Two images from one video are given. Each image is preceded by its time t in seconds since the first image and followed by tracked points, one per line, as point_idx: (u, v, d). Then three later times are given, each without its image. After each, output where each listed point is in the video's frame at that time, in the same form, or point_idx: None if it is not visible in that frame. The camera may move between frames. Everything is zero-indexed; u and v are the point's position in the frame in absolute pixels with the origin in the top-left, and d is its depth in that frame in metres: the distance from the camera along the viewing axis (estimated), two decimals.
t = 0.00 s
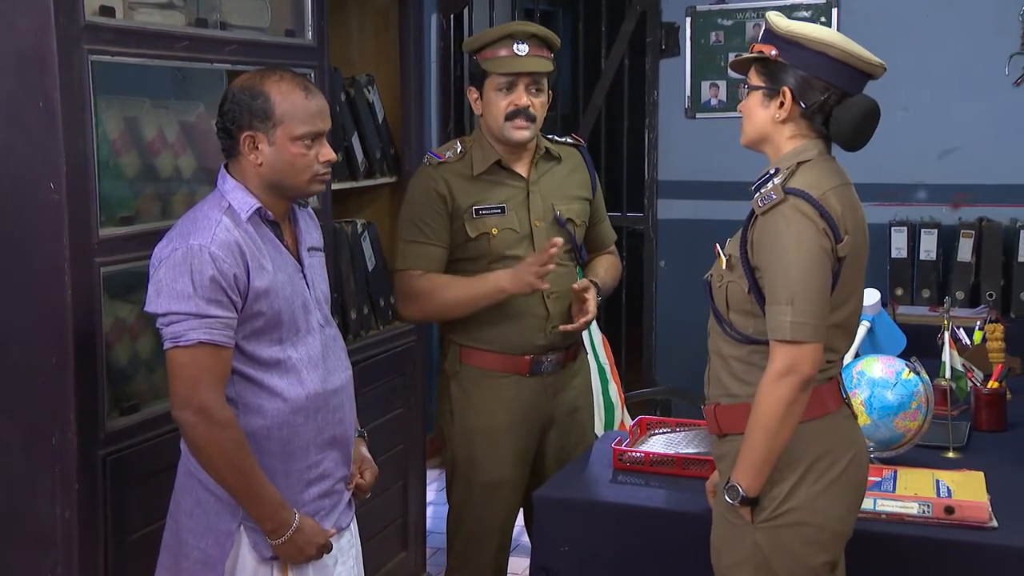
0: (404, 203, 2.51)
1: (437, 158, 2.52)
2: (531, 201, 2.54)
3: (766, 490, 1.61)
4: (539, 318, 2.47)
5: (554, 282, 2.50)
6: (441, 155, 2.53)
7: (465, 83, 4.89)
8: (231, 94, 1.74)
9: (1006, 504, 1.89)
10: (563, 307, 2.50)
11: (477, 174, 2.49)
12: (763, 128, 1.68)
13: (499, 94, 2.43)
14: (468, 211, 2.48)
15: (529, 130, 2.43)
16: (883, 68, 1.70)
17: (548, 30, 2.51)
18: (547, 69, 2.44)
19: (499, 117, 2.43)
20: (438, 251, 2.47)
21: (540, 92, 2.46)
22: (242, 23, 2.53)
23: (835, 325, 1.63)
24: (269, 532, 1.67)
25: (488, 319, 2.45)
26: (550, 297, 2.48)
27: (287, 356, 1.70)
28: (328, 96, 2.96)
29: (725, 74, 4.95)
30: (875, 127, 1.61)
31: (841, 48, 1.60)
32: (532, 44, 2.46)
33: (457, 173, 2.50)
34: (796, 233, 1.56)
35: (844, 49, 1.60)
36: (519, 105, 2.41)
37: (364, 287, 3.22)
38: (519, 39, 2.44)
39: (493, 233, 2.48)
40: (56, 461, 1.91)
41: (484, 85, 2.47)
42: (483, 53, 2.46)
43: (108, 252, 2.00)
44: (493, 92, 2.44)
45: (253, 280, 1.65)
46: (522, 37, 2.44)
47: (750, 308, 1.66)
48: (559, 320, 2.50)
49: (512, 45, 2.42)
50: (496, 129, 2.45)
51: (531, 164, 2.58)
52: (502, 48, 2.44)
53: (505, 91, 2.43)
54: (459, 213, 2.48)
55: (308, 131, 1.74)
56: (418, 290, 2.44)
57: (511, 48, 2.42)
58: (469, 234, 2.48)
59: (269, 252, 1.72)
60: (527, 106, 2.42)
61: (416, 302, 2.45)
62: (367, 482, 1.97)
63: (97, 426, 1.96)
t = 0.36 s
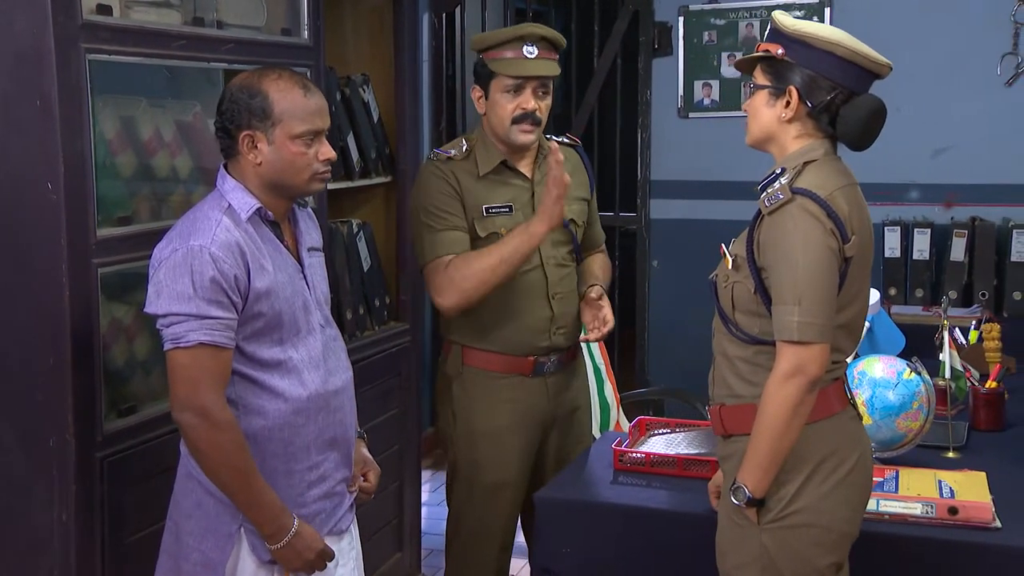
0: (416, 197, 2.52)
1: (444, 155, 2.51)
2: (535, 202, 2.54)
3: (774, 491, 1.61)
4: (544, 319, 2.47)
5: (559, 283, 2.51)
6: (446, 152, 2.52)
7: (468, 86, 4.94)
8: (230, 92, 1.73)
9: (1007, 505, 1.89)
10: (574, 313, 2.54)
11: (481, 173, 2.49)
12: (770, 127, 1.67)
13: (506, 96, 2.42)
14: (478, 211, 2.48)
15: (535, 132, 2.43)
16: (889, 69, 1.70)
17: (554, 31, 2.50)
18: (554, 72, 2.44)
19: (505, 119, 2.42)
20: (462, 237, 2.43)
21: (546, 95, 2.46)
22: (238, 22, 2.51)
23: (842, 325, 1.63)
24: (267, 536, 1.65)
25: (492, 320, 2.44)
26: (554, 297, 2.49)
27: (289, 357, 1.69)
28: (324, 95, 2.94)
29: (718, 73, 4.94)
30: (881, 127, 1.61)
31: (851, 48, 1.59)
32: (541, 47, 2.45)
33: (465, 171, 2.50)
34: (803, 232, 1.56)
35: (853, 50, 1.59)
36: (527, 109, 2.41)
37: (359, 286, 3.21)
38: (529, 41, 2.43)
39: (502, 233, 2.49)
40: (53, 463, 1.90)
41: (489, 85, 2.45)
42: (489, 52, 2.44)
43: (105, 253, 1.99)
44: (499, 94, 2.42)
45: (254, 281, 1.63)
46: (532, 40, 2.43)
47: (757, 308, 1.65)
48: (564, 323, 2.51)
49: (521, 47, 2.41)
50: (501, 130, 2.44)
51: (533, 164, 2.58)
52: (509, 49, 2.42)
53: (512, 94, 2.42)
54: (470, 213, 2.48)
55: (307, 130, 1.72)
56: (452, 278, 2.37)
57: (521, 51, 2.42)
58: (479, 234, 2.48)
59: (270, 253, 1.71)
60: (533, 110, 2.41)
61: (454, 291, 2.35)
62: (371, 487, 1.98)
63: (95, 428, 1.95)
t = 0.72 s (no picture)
0: (415, 200, 2.51)
1: (446, 156, 2.50)
2: (537, 203, 2.53)
3: (782, 492, 1.61)
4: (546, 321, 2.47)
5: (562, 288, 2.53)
6: (448, 153, 2.51)
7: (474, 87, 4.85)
8: (232, 92, 1.72)
9: (1010, 504, 1.89)
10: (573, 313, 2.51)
11: (483, 174, 2.48)
12: (777, 126, 1.67)
13: (509, 97, 2.42)
14: (477, 213, 2.47)
15: (537, 136, 2.44)
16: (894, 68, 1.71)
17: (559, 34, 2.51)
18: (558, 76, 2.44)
19: (509, 121, 2.42)
20: (457, 248, 2.44)
21: (550, 97, 2.46)
22: (236, 21, 2.50)
23: (851, 325, 1.63)
24: (268, 539, 1.64)
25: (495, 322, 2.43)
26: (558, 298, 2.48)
27: (291, 358, 1.68)
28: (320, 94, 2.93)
29: (713, 73, 4.98)
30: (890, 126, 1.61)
31: (860, 47, 1.60)
32: (546, 49, 2.46)
33: (466, 172, 2.49)
34: (813, 233, 1.56)
35: (862, 49, 1.60)
36: (531, 112, 2.40)
37: (355, 287, 3.20)
38: (534, 44, 2.44)
39: (503, 235, 2.47)
40: (53, 465, 1.88)
41: (492, 85, 2.45)
42: (494, 53, 2.44)
43: (104, 254, 1.98)
44: (502, 95, 2.42)
45: (256, 282, 1.62)
46: (537, 42, 2.44)
47: (765, 309, 1.65)
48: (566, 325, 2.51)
49: (527, 49, 2.42)
50: (504, 132, 2.44)
51: (536, 165, 2.58)
52: (514, 51, 2.43)
53: (516, 96, 2.41)
54: (470, 214, 2.47)
55: (309, 130, 1.71)
56: (451, 296, 2.39)
57: (526, 53, 2.42)
58: (480, 236, 2.46)
59: (272, 253, 1.70)
60: (538, 112, 2.41)
61: (443, 307, 2.41)
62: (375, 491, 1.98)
63: (96, 429, 1.94)
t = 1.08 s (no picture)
0: (415, 203, 2.52)
1: (446, 157, 2.51)
2: (536, 203, 2.54)
3: (788, 491, 1.62)
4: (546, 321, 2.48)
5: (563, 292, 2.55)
6: (449, 154, 2.52)
7: (470, 84, 4.87)
8: (234, 92, 1.72)
9: (1007, 501, 1.91)
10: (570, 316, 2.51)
11: (483, 175, 2.49)
12: (780, 126, 1.68)
13: (509, 98, 2.43)
14: (476, 214, 2.47)
15: (537, 136, 2.45)
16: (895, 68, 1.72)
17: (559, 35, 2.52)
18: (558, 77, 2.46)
19: (509, 122, 2.42)
20: (456, 250, 2.46)
21: (550, 98, 2.47)
22: (235, 22, 2.49)
23: (855, 324, 1.64)
24: (275, 538, 1.65)
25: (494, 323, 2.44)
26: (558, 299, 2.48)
27: (296, 357, 1.69)
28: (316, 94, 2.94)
29: (703, 74, 4.98)
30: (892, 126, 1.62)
31: (862, 47, 1.62)
32: (545, 51, 2.47)
33: (465, 173, 2.49)
34: (818, 233, 1.57)
35: (864, 49, 1.61)
36: (530, 113, 2.41)
37: (351, 286, 3.20)
38: (534, 45, 2.45)
39: (502, 236, 2.48)
40: (55, 466, 1.88)
41: (493, 87, 2.46)
42: (494, 55, 2.45)
43: (105, 254, 1.98)
44: (502, 96, 2.43)
45: (260, 281, 1.63)
46: (536, 44, 2.45)
47: (770, 308, 1.66)
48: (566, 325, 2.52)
49: (527, 51, 2.43)
50: (504, 133, 2.45)
51: (535, 165, 2.58)
52: (514, 52, 2.44)
53: (516, 97, 2.43)
54: (470, 215, 2.47)
55: (311, 130, 1.72)
56: (450, 300, 2.41)
57: (526, 55, 2.44)
58: (479, 237, 2.47)
59: (275, 253, 1.70)
60: (537, 114, 2.42)
61: (441, 309, 2.43)
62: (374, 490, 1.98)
63: (97, 429, 1.94)
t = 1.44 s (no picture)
0: (416, 204, 2.53)
1: (448, 158, 2.52)
2: (537, 203, 2.55)
3: (795, 489, 1.63)
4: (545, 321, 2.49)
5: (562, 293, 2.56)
6: (450, 155, 2.53)
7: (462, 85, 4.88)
8: (239, 93, 1.72)
9: (1003, 499, 1.93)
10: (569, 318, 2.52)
11: (484, 175, 2.50)
12: (783, 127, 1.70)
13: (509, 99, 2.44)
14: (478, 214, 2.48)
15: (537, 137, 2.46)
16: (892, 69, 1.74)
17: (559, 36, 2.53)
18: (558, 77, 2.47)
19: (510, 123, 2.44)
20: (455, 250, 2.47)
21: (550, 99, 2.48)
22: (233, 23, 2.50)
23: (860, 323, 1.66)
24: (280, 537, 1.65)
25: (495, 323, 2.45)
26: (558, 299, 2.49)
27: (300, 357, 1.69)
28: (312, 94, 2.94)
29: (693, 76, 4.99)
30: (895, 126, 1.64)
31: (864, 47, 1.64)
32: (545, 51, 2.48)
33: (465, 173, 2.50)
34: (826, 233, 1.58)
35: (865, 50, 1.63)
36: (531, 114, 2.42)
37: (348, 287, 3.21)
38: (534, 46, 2.46)
39: (503, 236, 2.48)
40: (57, 466, 1.88)
41: (493, 87, 2.46)
42: (494, 56, 2.46)
43: (107, 254, 1.98)
44: (502, 97, 2.44)
45: (265, 280, 1.63)
46: (536, 45, 2.46)
47: (775, 308, 1.68)
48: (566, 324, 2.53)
49: (527, 51, 2.44)
50: (504, 133, 2.46)
51: (536, 166, 2.59)
52: (515, 53, 2.45)
53: (516, 98, 2.44)
54: (471, 216, 2.48)
55: (313, 130, 1.72)
56: (448, 300, 2.42)
57: (526, 56, 2.45)
58: (480, 237, 2.48)
59: (280, 252, 1.71)
60: (537, 115, 2.43)
61: (439, 308, 2.44)
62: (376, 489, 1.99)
63: (100, 429, 1.94)
